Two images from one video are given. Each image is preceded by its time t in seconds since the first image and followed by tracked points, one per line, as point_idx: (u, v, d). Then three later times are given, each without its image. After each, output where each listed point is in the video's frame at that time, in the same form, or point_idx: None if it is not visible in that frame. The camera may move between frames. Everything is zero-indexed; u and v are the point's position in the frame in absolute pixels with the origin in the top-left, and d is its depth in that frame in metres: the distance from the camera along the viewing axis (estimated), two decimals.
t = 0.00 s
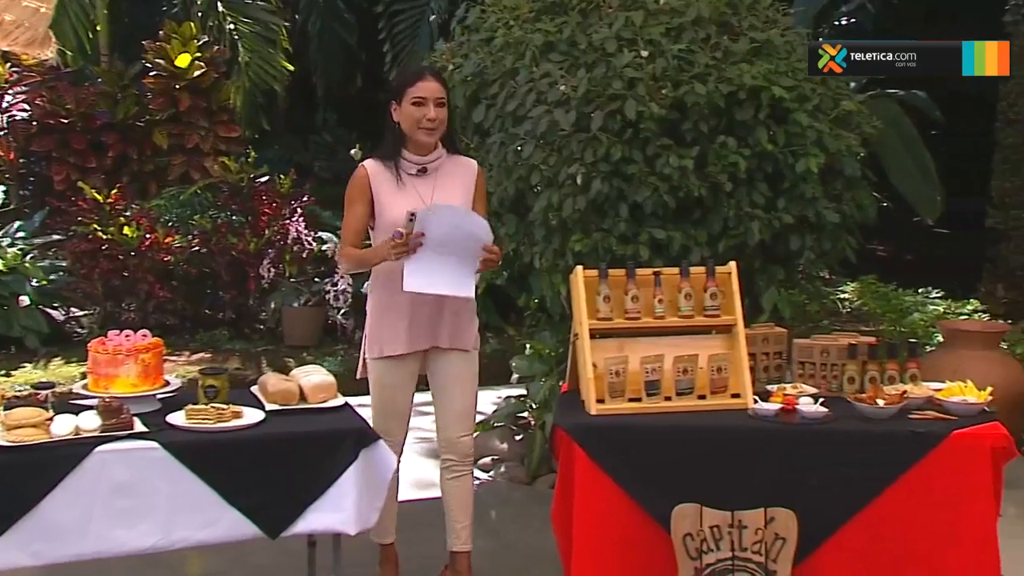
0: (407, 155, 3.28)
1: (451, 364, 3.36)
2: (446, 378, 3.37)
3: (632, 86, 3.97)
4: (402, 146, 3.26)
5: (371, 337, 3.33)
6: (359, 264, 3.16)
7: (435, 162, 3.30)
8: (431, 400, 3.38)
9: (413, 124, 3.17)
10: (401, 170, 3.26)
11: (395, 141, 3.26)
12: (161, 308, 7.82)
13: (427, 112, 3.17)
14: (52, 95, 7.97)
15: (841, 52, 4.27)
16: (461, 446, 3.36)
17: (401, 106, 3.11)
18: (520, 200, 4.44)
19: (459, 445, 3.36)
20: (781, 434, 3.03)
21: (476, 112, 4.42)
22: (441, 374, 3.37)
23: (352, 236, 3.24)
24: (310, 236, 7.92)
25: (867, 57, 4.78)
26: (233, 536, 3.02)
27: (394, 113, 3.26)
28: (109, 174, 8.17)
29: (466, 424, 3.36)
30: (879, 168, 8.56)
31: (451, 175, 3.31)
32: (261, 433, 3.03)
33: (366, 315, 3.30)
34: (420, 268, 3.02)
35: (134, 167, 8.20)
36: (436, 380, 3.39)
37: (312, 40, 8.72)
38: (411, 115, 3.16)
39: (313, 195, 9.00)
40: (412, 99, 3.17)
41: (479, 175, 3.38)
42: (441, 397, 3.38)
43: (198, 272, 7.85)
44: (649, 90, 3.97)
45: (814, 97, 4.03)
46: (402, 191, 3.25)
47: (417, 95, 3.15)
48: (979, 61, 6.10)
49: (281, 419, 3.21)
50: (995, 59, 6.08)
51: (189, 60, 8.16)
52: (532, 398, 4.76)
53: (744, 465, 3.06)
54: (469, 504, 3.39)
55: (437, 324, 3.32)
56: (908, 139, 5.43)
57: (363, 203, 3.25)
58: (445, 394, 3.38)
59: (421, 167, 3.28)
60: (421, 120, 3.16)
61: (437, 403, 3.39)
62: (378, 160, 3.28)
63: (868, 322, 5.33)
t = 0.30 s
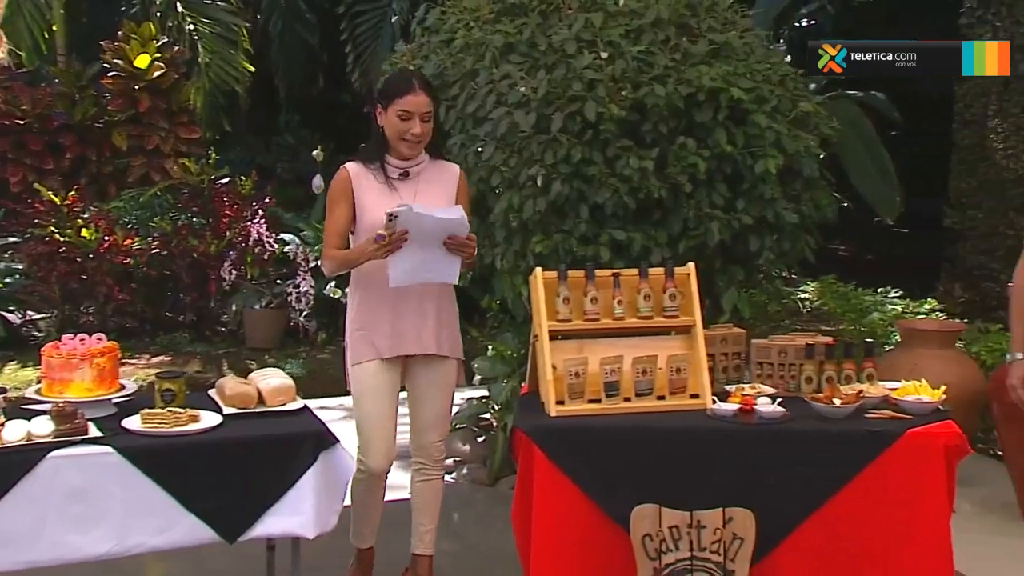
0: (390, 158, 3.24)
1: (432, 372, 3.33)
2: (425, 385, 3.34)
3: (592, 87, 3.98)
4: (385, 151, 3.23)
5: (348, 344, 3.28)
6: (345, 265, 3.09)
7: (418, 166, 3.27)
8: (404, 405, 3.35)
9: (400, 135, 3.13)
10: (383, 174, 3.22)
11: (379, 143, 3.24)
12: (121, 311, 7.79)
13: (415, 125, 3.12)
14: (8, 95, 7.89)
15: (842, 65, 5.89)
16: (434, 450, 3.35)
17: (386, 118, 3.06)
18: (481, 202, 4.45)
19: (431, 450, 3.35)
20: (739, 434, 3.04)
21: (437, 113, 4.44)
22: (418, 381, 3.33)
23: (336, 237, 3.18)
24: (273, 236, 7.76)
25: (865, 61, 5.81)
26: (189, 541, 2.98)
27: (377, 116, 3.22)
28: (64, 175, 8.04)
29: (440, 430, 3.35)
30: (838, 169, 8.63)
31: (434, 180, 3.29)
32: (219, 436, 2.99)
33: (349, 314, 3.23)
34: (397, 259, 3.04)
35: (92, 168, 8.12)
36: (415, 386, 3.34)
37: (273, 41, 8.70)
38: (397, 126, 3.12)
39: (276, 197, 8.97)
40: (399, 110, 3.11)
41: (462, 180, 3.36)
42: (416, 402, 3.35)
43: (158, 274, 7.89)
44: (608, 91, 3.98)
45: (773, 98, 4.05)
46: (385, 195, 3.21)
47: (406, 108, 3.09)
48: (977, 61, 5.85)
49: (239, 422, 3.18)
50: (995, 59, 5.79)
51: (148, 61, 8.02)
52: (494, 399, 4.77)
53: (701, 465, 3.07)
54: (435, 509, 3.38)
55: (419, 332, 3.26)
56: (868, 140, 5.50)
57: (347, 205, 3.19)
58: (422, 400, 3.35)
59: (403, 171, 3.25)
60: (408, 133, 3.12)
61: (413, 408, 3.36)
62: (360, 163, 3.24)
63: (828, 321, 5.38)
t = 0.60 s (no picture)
0: (357, 161, 3.22)
1: (395, 375, 3.32)
2: (389, 388, 3.33)
3: (553, 89, 3.98)
4: (353, 153, 3.20)
5: (315, 342, 3.25)
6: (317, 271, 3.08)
7: (385, 168, 3.26)
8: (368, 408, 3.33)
9: (370, 138, 3.11)
10: (351, 177, 3.20)
11: (347, 145, 3.21)
12: (80, 314, 7.91)
13: (383, 127, 3.11)
14: None
15: (841, 66, 4.96)
16: (397, 452, 3.34)
17: (355, 121, 3.04)
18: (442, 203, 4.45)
19: (393, 453, 3.34)
20: (697, 435, 3.05)
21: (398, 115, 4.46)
22: (384, 384, 3.32)
23: (304, 241, 3.16)
24: (235, 237, 7.77)
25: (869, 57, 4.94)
26: (146, 547, 2.94)
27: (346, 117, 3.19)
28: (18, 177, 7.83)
29: (404, 433, 3.34)
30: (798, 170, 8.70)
31: (401, 181, 3.28)
32: (174, 441, 2.96)
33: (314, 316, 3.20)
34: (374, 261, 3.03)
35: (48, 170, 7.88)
36: (378, 390, 3.33)
37: (235, 42, 8.65)
38: (367, 129, 3.10)
39: (238, 198, 8.93)
40: (368, 113, 3.09)
41: (428, 181, 3.36)
42: (379, 405, 3.34)
43: (117, 276, 7.91)
44: (568, 92, 3.99)
45: (732, 99, 4.07)
46: (353, 197, 3.19)
47: (375, 110, 3.08)
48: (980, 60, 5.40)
49: (197, 426, 3.14)
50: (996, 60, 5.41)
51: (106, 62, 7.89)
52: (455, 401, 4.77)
53: (658, 466, 3.08)
54: (396, 512, 3.37)
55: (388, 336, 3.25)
56: (828, 140, 5.55)
57: (315, 209, 3.17)
58: (385, 403, 3.34)
59: (371, 173, 3.23)
60: (378, 135, 3.11)
61: (376, 411, 3.35)
62: (327, 165, 3.21)
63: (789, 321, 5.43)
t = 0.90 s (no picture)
0: (302, 162, 3.21)
1: (343, 378, 3.31)
2: (337, 391, 3.32)
3: (508, 89, 3.98)
4: (299, 154, 3.19)
5: (262, 347, 3.23)
6: (264, 273, 3.07)
7: (330, 170, 3.25)
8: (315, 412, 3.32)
9: (317, 138, 3.10)
10: (297, 179, 3.19)
11: (294, 146, 3.19)
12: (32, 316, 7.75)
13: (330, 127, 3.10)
14: None
15: (843, 67, 4.23)
16: (346, 455, 3.33)
17: (302, 122, 3.04)
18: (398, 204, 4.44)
19: (343, 457, 3.33)
20: (652, 435, 3.06)
21: (353, 115, 4.45)
22: (332, 386, 3.31)
23: (250, 245, 3.13)
24: (190, 239, 7.73)
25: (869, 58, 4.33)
26: (95, 552, 2.91)
27: (291, 118, 3.18)
28: None
29: (353, 436, 3.33)
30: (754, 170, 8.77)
31: (346, 181, 3.27)
32: (124, 444, 2.91)
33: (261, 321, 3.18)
34: (330, 262, 3.01)
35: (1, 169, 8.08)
36: (326, 393, 3.32)
37: (191, 42, 8.59)
38: (314, 130, 3.09)
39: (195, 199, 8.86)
40: (315, 113, 3.09)
41: (373, 182, 3.36)
42: (327, 409, 3.33)
43: (71, 279, 7.78)
44: (524, 92, 3.98)
45: (687, 99, 4.09)
46: (299, 200, 3.17)
47: (322, 110, 3.08)
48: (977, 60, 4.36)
49: (149, 430, 3.10)
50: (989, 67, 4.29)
51: (59, 60, 7.94)
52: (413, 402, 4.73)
53: (612, 466, 3.08)
54: (347, 514, 3.35)
55: (336, 336, 3.25)
56: (784, 140, 5.57)
57: (261, 213, 3.14)
58: (333, 407, 3.32)
59: (317, 175, 3.22)
60: (324, 136, 3.10)
61: (324, 415, 3.33)
62: (271, 167, 3.18)
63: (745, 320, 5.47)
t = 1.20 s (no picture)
0: (236, 163, 3.17)
1: (286, 381, 3.29)
2: (281, 395, 3.29)
3: (460, 88, 3.98)
4: (233, 155, 3.15)
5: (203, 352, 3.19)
6: (206, 277, 3.06)
7: (264, 169, 3.22)
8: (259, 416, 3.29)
9: (252, 137, 3.09)
10: (232, 181, 3.15)
11: (229, 147, 3.15)
12: None
13: (263, 123, 3.10)
14: None
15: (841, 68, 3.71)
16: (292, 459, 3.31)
17: (236, 120, 3.02)
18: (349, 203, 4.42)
19: (288, 461, 3.31)
20: (603, 435, 3.06)
21: (304, 114, 4.42)
22: (276, 389, 3.29)
23: (189, 250, 3.09)
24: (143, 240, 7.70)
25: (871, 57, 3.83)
26: (38, 556, 2.85)
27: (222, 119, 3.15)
28: None
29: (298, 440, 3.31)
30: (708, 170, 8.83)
31: (281, 179, 3.25)
32: (69, 447, 2.87)
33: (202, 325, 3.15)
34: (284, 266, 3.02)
35: None
36: (269, 397, 3.30)
37: (142, 40, 8.51)
38: (248, 128, 3.07)
39: (146, 200, 8.77)
40: (248, 111, 3.08)
41: (308, 180, 3.35)
42: (271, 412, 3.30)
43: (18, 279, 7.68)
44: (476, 91, 3.98)
45: (640, 99, 4.10)
46: (236, 201, 3.14)
47: (256, 107, 3.07)
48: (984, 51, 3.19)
49: (95, 433, 3.05)
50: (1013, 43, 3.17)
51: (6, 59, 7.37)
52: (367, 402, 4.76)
53: (564, 465, 3.08)
54: (295, 518, 3.34)
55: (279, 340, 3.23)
56: (739, 140, 5.60)
57: (199, 217, 3.10)
58: (277, 410, 3.30)
59: (252, 175, 3.18)
60: (259, 132, 3.09)
61: (267, 418, 3.31)
62: (205, 170, 3.14)
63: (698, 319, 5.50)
